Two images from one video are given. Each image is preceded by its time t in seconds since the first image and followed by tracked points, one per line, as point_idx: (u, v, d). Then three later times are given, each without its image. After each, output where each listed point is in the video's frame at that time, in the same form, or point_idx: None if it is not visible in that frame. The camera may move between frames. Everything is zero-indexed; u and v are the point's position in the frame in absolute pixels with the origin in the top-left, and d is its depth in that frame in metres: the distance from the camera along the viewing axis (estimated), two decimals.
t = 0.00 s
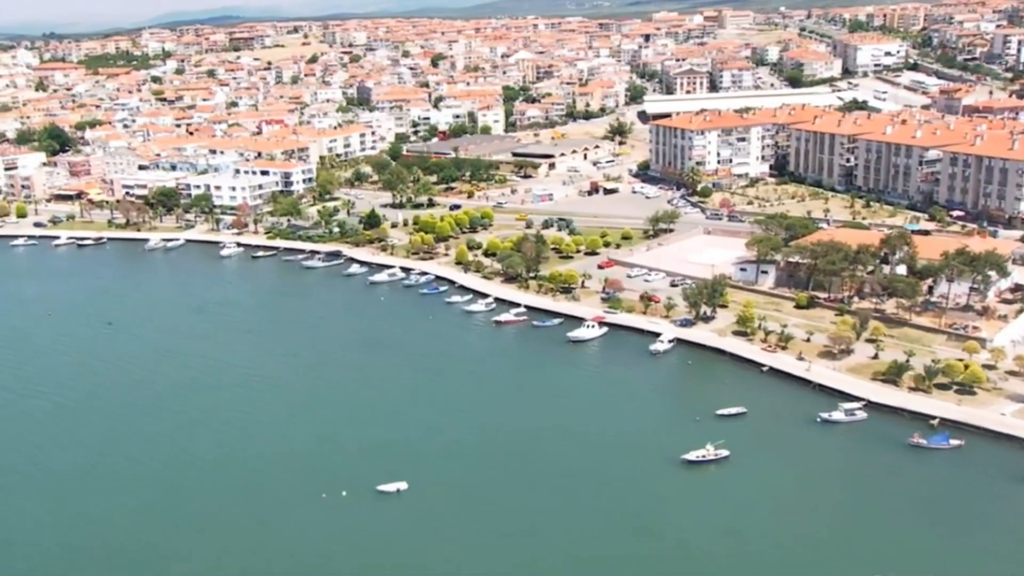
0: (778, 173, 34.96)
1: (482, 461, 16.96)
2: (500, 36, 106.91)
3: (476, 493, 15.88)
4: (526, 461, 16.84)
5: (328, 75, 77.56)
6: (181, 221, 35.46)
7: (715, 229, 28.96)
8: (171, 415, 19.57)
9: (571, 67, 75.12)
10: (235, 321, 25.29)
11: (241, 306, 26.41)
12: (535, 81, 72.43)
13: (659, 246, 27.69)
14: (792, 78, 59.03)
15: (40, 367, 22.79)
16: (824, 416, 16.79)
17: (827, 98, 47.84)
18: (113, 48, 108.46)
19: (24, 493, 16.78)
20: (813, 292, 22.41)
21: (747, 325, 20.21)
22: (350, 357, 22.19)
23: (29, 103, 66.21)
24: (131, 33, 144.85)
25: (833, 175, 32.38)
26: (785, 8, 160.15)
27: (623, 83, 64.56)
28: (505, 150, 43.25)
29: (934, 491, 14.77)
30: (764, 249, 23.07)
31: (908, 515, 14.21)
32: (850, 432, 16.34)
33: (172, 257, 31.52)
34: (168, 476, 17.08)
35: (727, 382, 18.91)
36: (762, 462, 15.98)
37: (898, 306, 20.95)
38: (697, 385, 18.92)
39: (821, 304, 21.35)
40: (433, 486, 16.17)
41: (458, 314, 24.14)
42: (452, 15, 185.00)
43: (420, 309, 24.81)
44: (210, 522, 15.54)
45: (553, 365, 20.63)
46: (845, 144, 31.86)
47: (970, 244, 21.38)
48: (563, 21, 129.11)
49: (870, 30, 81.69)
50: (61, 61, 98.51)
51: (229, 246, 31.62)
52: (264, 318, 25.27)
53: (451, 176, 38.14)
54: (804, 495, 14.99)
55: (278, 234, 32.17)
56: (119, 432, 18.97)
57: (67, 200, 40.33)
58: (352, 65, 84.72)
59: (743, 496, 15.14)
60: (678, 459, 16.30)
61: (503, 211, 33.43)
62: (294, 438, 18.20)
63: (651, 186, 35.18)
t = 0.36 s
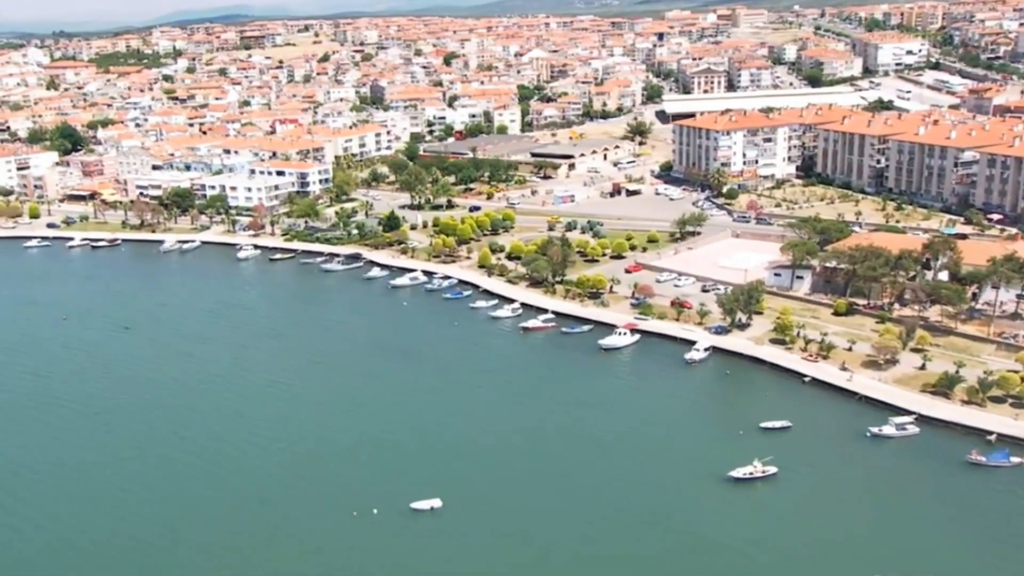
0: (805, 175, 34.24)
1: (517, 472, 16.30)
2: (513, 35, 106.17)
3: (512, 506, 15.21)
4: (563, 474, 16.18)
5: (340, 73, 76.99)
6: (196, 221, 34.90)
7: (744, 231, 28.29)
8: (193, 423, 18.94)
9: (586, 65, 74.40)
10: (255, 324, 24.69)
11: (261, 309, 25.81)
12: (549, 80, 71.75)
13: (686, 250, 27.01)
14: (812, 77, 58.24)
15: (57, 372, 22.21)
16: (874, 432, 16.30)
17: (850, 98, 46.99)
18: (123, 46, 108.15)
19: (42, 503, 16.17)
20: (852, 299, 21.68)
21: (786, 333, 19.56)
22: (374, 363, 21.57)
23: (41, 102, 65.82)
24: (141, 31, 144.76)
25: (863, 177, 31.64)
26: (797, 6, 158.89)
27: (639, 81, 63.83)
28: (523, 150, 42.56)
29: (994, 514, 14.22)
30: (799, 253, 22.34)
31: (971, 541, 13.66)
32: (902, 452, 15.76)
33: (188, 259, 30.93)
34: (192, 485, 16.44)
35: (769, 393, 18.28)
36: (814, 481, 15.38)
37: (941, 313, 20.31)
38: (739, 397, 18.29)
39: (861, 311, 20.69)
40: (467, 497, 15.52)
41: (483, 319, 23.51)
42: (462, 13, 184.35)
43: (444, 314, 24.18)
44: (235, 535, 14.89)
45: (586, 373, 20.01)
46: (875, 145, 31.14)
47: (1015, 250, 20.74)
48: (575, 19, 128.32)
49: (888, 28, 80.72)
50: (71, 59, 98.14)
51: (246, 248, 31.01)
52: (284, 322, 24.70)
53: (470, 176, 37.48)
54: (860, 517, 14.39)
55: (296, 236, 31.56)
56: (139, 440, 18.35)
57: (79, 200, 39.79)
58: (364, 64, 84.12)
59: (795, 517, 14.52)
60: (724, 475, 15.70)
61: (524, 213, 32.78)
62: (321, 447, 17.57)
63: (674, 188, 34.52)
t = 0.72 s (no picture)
0: (841, 176, 33.34)
1: (566, 492, 15.44)
2: (529, 32, 105.25)
3: (564, 530, 14.35)
4: (616, 492, 15.34)
5: (356, 72, 76.25)
6: (216, 222, 34.19)
7: (782, 235, 27.36)
8: (223, 435, 18.14)
9: (605, 63, 73.46)
10: (282, 329, 23.93)
11: (286, 314, 25.05)
12: (568, 78, 70.85)
13: (723, 254, 26.16)
14: (837, 75, 57.24)
15: (79, 379, 21.49)
16: (943, 452, 15.49)
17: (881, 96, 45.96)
18: (137, 44, 107.72)
19: (70, 524, 15.41)
20: (904, 307, 20.79)
21: (841, 344, 18.68)
22: (407, 371, 20.78)
23: (56, 100, 65.27)
24: (154, 28, 144.53)
25: (903, 178, 30.71)
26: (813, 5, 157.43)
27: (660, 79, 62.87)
28: (548, 150, 41.58)
29: None
30: (848, 259, 21.45)
31: None
32: (976, 474, 14.92)
33: (209, 261, 30.21)
34: (225, 504, 15.67)
35: (827, 407, 17.41)
36: (884, 503, 14.54)
37: (1001, 323, 19.44)
38: (794, 411, 17.44)
39: (916, 320, 19.80)
40: (516, 519, 14.67)
41: (518, 326, 22.70)
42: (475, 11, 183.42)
43: (476, 320, 23.38)
44: (274, 561, 14.09)
45: (630, 384, 19.18)
46: (916, 146, 30.20)
47: None
48: (590, 17, 127.30)
49: (911, 26, 79.51)
50: (85, 57, 97.72)
51: (269, 250, 30.25)
52: (311, 327, 23.94)
53: (495, 176, 36.67)
54: (939, 544, 13.53)
55: (319, 238, 30.80)
56: (167, 454, 17.57)
57: (97, 200, 39.12)
58: (380, 62, 83.39)
59: (867, 542, 13.67)
60: (787, 496, 14.87)
61: (553, 215, 31.94)
62: (359, 463, 16.75)
63: (706, 189, 33.61)
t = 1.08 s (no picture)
0: (880, 178, 32.39)
1: (621, 517, 14.54)
2: (546, 30, 104.34)
3: (622, 561, 13.44)
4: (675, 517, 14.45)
5: (374, 70, 75.51)
6: (238, 224, 33.48)
7: (824, 239, 26.42)
8: (254, 450, 17.31)
9: (626, 61, 72.51)
10: (310, 335, 23.14)
11: (313, 319, 24.25)
12: (588, 76, 69.94)
13: (765, 258, 25.24)
14: (865, 74, 56.17)
15: (102, 385, 20.74)
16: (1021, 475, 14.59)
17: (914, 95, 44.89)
18: (152, 41, 107.30)
19: (96, 549, 14.58)
20: (962, 317, 19.86)
21: (901, 357, 17.76)
22: (442, 381, 19.94)
23: (72, 98, 64.76)
24: (168, 26, 144.35)
25: (946, 180, 29.71)
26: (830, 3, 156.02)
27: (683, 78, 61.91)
28: (574, 151, 40.64)
29: None
30: (903, 267, 20.52)
31: None
32: None
33: (232, 264, 29.46)
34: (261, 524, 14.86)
35: (891, 424, 16.49)
36: (962, 529, 13.62)
37: None
38: (856, 429, 16.52)
39: (977, 331, 18.87)
40: (570, 547, 13.80)
41: (555, 334, 21.84)
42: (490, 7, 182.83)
43: (511, 327, 22.53)
44: None
45: (677, 397, 18.29)
46: (960, 146, 29.18)
47: None
48: (607, 14, 126.34)
49: (937, 24, 78.28)
50: (101, 54, 97.34)
51: (293, 253, 29.48)
52: (340, 333, 23.13)
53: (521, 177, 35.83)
54: None
55: (345, 240, 30.02)
56: (196, 470, 16.74)
57: (116, 201, 38.46)
58: (398, 60, 82.63)
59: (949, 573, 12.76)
60: (857, 521, 13.98)
61: (583, 217, 31.08)
62: (398, 481, 15.89)
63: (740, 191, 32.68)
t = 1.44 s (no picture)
0: (911, 179, 31.58)
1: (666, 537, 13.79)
2: (560, 28, 103.53)
3: None
4: (724, 536, 13.70)
5: (387, 68, 74.83)
6: (255, 224, 32.86)
7: (859, 243, 25.65)
8: (279, 460, 16.61)
9: (643, 60, 71.68)
10: (332, 340, 22.46)
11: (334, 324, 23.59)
12: (605, 75, 69.11)
13: (798, 263, 24.50)
14: (888, 72, 55.26)
15: (120, 390, 20.10)
16: None
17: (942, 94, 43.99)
18: (164, 40, 106.92)
19: (114, 565, 13.84)
20: (1011, 325, 19.11)
21: (952, 367, 17.01)
22: (471, 388, 19.24)
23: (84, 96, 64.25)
24: (179, 24, 144.12)
25: (982, 182, 28.89)
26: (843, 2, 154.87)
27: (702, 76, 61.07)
28: (596, 151, 39.91)
29: None
30: (948, 273, 19.77)
31: None
32: None
33: (249, 266, 28.82)
34: (288, 540, 14.17)
35: (946, 440, 15.73)
36: None
37: None
38: (909, 445, 15.76)
39: None
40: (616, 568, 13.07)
41: (585, 341, 21.13)
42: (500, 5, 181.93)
43: (539, 334, 21.83)
44: None
45: (717, 408, 17.55)
46: (997, 147, 28.35)
47: None
48: (620, 13, 125.46)
49: (957, 22, 77.26)
50: (113, 52, 96.95)
51: (312, 256, 28.82)
52: (362, 338, 22.44)
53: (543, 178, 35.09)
54: None
55: (365, 242, 29.36)
56: (218, 480, 16.06)
57: (130, 201, 37.89)
58: (411, 58, 81.96)
59: None
60: (917, 543, 13.22)
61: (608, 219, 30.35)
62: (430, 495, 15.17)
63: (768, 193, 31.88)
